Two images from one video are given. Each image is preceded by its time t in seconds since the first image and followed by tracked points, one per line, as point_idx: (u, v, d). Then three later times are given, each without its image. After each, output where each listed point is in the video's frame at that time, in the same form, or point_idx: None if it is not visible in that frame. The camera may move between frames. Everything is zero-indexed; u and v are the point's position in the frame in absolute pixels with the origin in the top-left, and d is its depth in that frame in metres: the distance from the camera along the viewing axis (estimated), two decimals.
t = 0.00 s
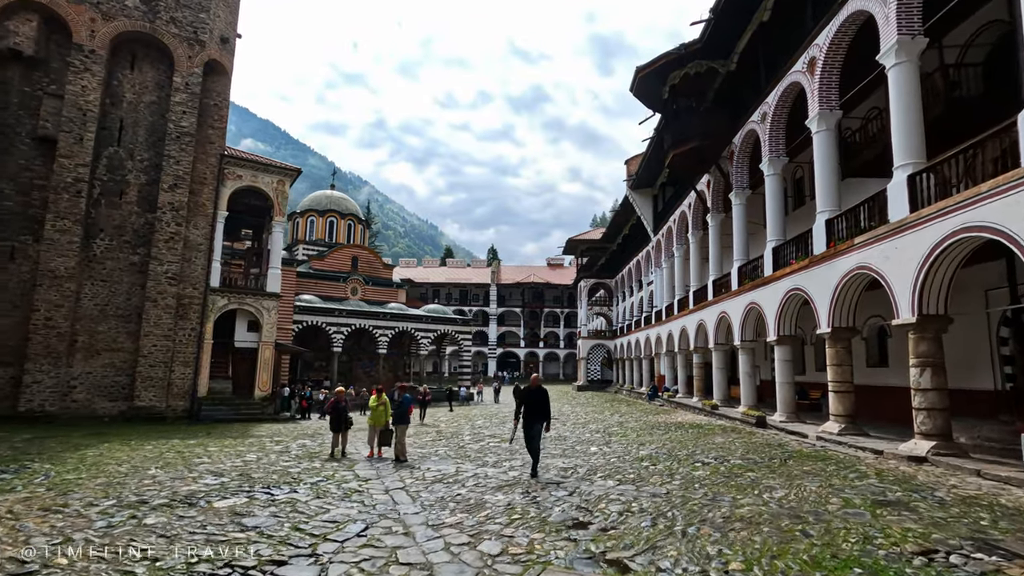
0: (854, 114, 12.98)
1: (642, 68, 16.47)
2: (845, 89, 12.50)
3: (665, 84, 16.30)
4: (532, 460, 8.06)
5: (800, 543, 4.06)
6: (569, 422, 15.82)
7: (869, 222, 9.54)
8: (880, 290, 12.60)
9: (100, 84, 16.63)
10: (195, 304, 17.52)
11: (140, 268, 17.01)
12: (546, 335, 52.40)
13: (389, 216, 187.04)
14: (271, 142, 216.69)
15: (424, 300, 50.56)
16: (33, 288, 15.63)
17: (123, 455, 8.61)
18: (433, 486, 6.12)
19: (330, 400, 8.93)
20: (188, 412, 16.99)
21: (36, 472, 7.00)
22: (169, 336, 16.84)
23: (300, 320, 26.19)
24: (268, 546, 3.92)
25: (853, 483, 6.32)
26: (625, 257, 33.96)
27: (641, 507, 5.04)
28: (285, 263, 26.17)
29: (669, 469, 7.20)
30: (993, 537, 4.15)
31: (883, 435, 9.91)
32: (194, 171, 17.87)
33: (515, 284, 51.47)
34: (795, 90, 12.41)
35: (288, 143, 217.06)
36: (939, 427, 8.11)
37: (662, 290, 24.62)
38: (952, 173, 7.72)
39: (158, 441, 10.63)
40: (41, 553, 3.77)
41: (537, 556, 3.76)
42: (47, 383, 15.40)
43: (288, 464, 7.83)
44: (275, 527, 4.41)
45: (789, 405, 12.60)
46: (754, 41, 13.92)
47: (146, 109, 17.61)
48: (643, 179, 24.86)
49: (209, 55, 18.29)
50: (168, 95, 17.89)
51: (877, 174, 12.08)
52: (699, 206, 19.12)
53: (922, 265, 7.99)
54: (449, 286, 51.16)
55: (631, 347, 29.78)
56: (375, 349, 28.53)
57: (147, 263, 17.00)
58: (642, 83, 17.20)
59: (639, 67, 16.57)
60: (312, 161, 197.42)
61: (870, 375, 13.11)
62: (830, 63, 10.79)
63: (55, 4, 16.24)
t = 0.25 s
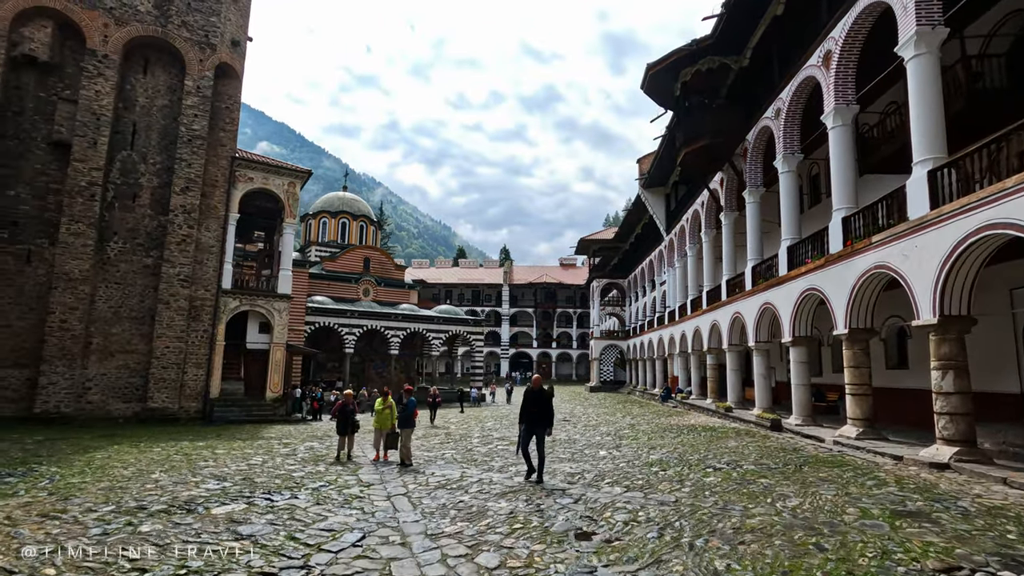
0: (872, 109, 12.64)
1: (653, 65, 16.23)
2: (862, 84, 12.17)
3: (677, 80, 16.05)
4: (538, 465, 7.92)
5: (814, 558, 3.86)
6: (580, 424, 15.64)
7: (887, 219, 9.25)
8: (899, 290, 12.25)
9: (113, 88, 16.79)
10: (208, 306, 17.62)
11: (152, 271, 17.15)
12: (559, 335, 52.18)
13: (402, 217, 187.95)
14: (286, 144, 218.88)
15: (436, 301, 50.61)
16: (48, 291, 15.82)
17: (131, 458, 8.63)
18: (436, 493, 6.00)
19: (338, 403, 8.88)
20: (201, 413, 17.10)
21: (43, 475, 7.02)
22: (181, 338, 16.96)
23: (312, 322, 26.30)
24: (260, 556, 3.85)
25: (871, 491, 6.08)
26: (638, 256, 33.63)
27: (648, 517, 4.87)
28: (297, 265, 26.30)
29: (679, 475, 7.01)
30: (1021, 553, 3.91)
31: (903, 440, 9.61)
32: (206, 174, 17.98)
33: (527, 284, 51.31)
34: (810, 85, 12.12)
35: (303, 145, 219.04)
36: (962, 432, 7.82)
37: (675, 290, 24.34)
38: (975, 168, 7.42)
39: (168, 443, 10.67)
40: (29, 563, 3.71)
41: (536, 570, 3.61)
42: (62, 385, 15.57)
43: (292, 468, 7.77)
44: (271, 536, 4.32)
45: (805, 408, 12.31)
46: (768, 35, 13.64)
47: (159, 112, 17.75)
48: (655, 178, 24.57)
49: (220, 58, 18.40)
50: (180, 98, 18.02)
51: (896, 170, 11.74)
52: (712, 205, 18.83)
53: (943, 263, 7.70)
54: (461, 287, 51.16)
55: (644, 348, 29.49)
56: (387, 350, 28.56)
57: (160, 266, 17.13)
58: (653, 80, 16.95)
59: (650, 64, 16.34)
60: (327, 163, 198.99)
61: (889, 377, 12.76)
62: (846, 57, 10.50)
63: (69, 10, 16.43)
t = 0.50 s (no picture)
0: (893, 102, 12.28)
1: (666, 61, 15.97)
2: (882, 76, 11.82)
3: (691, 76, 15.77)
4: (547, 468, 7.77)
5: (828, 571, 3.67)
6: (593, 426, 15.44)
7: (909, 215, 8.93)
8: (923, 288, 11.85)
9: (130, 93, 17.02)
10: (223, 308, 17.77)
11: (169, 273, 17.33)
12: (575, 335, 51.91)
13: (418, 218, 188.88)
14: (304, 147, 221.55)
15: (452, 302, 50.68)
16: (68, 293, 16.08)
17: (142, 458, 8.68)
18: (440, 497, 5.90)
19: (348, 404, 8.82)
20: (217, 414, 17.24)
21: (54, 476, 7.07)
22: (197, 339, 17.11)
23: (327, 322, 26.45)
24: (254, 563, 3.78)
25: (892, 498, 5.83)
26: (654, 256, 33.27)
27: (655, 524, 4.71)
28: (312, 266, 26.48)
29: (691, 480, 6.82)
30: None
31: (927, 444, 9.27)
32: (221, 177, 18.14)
33: (542, 284, 51.13)
34: (828, 78, 11.81)
35: (320, 147, 221.43)
36: (989, 436, 7.50)
37: (691, 290, 24.00)
38: (1002, 161, 7.11)
39: (181, 443, 10.74)
40: (23, 568, 3.68)
41: None
42: (81, 385, 15.80)
43: (299, 470, 7.74)
44: (268, 542, 4.25)
45: (825, 410, 11.98)
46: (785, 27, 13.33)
47: (175, 116, 17.95)
48: (671, 176, 24.25)
49: (235, 62, 18.56)
50: (195, 102, 18.21)
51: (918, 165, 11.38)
52: (728, 203, 18.49)
53: (969, 260, 7.38)
54: (477, 287, 51.16)
55: (660, 348, 29.13)
56: (402, 351, 28.61)
57: (176, 268, 17.30)
58: (667, 76, 16.68)
59: (664, 60, 16.08)
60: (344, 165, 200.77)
61: (913, 378, 12.36)
62: (865, 48, 10.19)
63: (87, 17, 16.69)
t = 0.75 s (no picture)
0: (915, 94, 11.92)
1: (680, 55, 15.69)
2: (903, 67, 11.49)
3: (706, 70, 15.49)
4: (556, 470, 7.63)
5: None
6: (607, 426, 15.26)
7: (932, 209, 8.62)
8: (948, 285, 11.47)
9: (147, 97, 17.25)
10: (238, 308, 17.91)
11: (186, 274, 17.53)
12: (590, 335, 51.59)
13: (435, 219, 189.74)
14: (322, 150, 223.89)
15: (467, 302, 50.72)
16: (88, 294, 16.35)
17: (154, 457, 8.73)
18: (444, 499, 5.80)
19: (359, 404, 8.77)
20: (232, 413, 17.38)
21: (65, 475, 7.12)
22: (213, 339, 17.28)
23: (343, 323, 26.60)
24: (249, 566, 3.72)
25: (914, 503, 5.58)
26: (670, 254, 32.88)
27: (663, 530, 4.55)
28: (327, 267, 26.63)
29: (703, 483, 6.63)
30: None
31: (953, 447, 8.94)
32: (236, 178, 18.30)
33: (558, 284, 50.90)
34: (847, 69, 11.49)
35: (338, 150, 223.58)
36: (1019, 439, 7.18)
37: (707, 288, 23.67)
38: None
39: (194, 443, 10.80)
40: (18, 568, 3.65)
41: None
42: (101, 385, 16.04)
43: (307, 470, 7.71)
44: (266, 544, 4.19)
45: (845, 411, 11.66)
46: (802, 19, 13.02)
47: (191, 119, 18.16)
48: (686, 173, 23.93)
49: (249, 65, 18.71)
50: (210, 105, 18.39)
51: (942, 157, 11.03)
52: (745, 199, 18.16)
53: (996, 255, 7.08)
54: (492, 287, 51.13)
55: (677, 348, 28.77)
56: (417, 351, 28.64)
57: (192, 269, 17.49)
58: (680, 71, 16.41)
59: (677, 54, 15.80)
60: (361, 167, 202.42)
61: (937, 378, 11.97)
62: (886, 38, 9.88)
63: (105, 22, 16.95)
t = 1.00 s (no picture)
0: (937, 85, 11.58)
1: (693, 51, 15.39)
2: (924, 57, 11.14)
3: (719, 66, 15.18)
4: (564, 472, 7.49)
5: None
6: (621, 427, 15.06)
7: (956, 204, 8.32)
8: (973, 282, 11.07)
9: (162, 101, 17.45)
10: (252, 309, 18.04)
11: (201, 275, 17.70)
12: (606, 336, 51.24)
13: (450, 220, 190.40)
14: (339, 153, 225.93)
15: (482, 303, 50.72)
16: (106, 295, 16.59)
17: (163, 457, 8.75)
18: (446, 501, 5.69)
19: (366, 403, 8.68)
20: (247, 413, 17.50)
21: (74, 474, 7.15)
22: (227, 340, 17.42)
23: (357, 323, 26.72)
24: (240, 568, 3.66)
25: (937, 510, 5.32)
26: (686, 253, 32.48)
27: (670, 535, 4.39)
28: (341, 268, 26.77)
29: (714, 487, 6.42)
30: None
31: (979, 450, 8.60)
32: (250, 180, 18.45)
33: (573, 284, 50.65)
34: (865, 61, 11.18)
35: (354, 153, 225.65)
36: None
37: (724, 288, 23.30)
38: None
39: (205, 442, 10.84)
40: (11, 568, 3.63)
41: None
42: (119, 385, 16.27)
43: (313, 470, 7.68)
44: (261, 547, 4.11)
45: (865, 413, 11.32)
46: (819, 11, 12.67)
47: (205, 122, 18.34)
48: (701, 171, 23.59)
49: (262, 67, 18.84)
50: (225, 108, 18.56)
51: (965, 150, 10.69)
52: (761, 196, 17.82)
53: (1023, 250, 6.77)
54: (507, 288, 51.06)
55: (693, 348, 28.38)
56: (431, 351, 28.65)
57: (207, 270, 17.66)
58: (694, 67, 16.10)
59: (690, 50, 15.49)
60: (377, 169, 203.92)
61: (963, 379, 11.56)
62: (906, 27, 9.58)
63: (122, 27, 17.19)
